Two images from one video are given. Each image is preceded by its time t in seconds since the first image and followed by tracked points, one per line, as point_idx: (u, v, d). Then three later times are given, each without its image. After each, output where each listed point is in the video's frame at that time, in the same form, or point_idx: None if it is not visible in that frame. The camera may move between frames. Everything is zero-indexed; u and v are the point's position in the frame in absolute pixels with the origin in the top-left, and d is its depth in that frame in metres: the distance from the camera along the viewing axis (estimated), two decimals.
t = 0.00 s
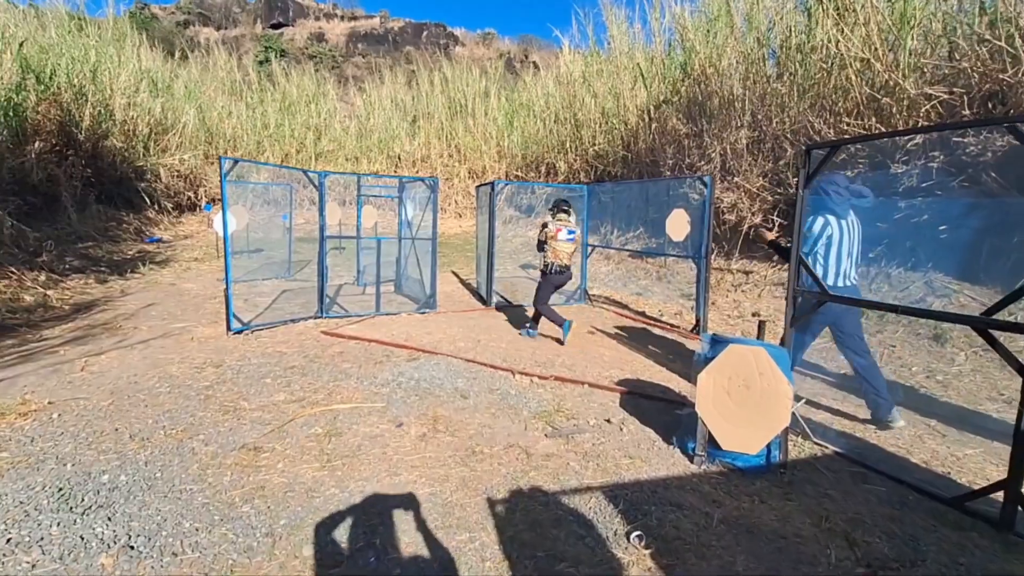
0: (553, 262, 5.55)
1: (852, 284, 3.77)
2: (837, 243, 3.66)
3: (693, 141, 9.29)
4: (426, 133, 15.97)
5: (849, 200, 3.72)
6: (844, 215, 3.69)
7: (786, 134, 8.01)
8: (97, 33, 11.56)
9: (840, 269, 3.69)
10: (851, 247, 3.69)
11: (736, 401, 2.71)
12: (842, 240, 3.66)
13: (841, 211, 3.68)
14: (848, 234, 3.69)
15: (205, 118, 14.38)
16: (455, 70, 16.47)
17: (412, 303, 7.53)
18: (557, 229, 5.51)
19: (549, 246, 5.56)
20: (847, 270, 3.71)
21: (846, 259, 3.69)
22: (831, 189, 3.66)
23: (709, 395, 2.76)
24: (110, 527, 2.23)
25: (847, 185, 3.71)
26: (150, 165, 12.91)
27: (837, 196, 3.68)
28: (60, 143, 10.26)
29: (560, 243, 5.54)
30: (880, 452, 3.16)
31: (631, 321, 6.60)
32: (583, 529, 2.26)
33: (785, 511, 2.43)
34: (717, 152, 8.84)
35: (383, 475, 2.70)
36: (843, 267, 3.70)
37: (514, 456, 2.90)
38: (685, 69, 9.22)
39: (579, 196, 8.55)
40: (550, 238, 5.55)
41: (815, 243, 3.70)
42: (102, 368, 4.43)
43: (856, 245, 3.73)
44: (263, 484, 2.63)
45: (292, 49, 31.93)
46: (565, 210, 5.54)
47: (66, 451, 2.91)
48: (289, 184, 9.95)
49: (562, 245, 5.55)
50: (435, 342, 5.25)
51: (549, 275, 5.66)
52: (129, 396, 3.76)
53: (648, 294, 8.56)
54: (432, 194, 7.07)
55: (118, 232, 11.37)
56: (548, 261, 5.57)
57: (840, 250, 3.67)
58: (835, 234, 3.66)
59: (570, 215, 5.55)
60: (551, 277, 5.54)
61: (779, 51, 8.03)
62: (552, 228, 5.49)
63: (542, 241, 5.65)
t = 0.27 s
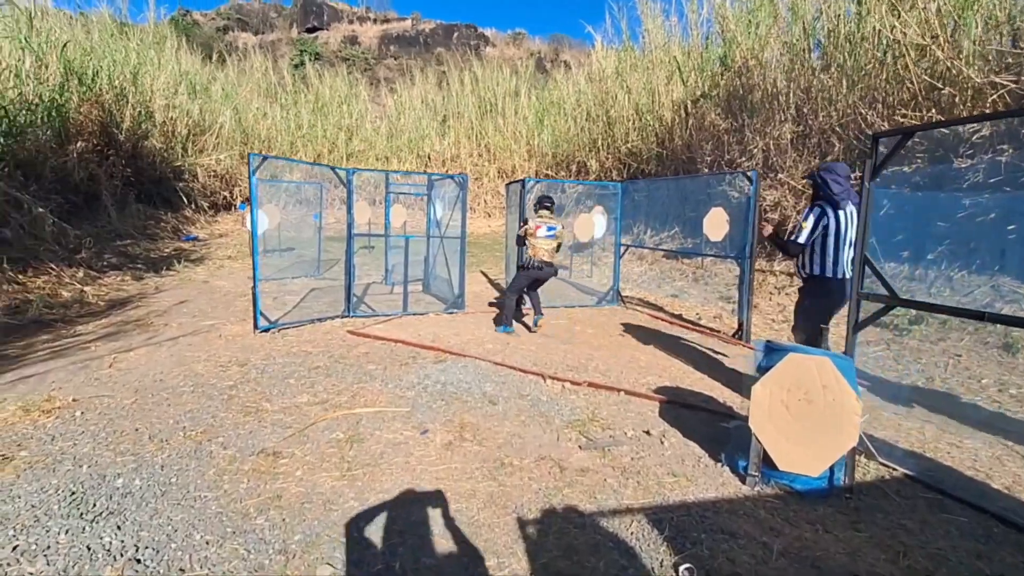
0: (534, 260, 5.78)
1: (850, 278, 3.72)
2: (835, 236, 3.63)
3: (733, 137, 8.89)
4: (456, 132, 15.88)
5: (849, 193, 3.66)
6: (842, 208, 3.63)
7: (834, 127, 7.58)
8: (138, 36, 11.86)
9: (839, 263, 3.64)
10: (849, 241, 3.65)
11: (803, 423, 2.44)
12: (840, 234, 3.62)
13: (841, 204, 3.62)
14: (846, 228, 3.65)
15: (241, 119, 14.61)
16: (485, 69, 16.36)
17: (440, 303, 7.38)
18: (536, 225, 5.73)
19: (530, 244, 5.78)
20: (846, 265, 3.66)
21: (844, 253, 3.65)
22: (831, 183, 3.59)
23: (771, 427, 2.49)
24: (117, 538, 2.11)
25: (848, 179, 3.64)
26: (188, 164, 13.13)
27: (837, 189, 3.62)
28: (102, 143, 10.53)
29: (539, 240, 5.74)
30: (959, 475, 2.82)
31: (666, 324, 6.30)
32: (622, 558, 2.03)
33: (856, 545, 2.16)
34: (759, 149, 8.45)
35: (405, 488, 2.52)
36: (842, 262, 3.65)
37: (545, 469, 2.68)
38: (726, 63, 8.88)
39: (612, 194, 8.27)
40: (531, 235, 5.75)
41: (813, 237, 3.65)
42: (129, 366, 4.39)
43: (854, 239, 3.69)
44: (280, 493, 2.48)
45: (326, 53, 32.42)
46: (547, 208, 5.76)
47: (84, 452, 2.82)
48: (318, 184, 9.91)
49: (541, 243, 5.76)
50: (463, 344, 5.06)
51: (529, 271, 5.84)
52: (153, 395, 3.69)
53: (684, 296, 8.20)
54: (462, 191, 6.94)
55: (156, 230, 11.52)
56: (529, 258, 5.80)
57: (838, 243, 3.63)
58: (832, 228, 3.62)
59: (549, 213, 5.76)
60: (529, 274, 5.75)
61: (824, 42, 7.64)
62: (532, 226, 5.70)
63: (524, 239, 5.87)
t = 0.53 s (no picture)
0: (528, 262, 5.78)
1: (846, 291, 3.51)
2: (833, 246, 3.42)
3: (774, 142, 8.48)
4: (485, 134, 15.73)
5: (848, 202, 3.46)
6: (842, 218, 3.42)
7: (884, 134, 7.16)
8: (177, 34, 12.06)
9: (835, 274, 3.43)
10: (846, 252, 3.45)
11: (866, 462, 2.17)
12: (838, 244, 3.40)
13: (841, 214, 3.41)
14: (843, 239, 3.44)
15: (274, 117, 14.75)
16: (516, 71, 16.20)
17: (463, 306, 7.19)
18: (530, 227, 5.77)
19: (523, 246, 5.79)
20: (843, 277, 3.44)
21: (841, 264, 3.44)
22: (831, 190, 3.38)
23: (831, 467, 2.23)
24: (105, 553, 1.96)
25: (848, 187, 3.44)
26: (220, 160, 13.07)
27: (836, 198, 3.41)
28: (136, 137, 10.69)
29: (533, 243, 5.76)
30: None
31: (699, 336, 5.97)
32: None
33: None
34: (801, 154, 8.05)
35: (416, 510, 2.32)
36: (839, 274, 3.44)
37: (570, 496, 2.44)
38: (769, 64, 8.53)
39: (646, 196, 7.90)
40: (524, 238, 5.79)
41: (810, 245, 3.41)
42: (145, 360, 4.30)
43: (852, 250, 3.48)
44: (282, 509, 2.29)
45: (359, 54, 32.76)
46: (541, 212, 5.82)
47: (86, 452, 2.70)
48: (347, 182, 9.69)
49: (534, 245, 5.77)
50: (485, 350, 4.85)
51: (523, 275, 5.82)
52: (163, 392, 3.57)
53: (717, 308, 7.83)
54: (488, 191, 6.74)
55: (186, 224, 11.37)
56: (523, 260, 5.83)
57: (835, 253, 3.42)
58: (831, 237, 3.39)
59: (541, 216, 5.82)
60: (525, 276, 5.75)
61: (873, 46, 7.18)
62: (525, 228, 5.73)
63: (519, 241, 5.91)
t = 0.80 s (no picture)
0: (528, 257, 5.27)
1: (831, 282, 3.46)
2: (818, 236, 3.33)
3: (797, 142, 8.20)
4: (496, 133, 15.52)
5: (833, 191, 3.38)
6: (825, 208, 3.35)
7: (914, 134, 6.89)
8: (190, 29, 12.00)
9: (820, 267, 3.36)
10: (832, 242, 3.37)
11: (930, 486, 1.97)
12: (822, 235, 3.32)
13: (824, 203, 3.33)
14: (828, 230, 3.36)
15: (285, 113, 14.67)
16: (530, 70, 16.02)
17: (473, 306, 7.01)
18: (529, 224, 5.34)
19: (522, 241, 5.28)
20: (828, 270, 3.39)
21: (827, 256, 3.37)
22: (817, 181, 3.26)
23: (889, 496, 2.03)
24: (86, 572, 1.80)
25: (834, 176, 3.35)
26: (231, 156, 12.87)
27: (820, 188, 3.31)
28: (147, 132, 10.61)
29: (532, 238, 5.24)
30: None
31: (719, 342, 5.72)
32: None
33: None
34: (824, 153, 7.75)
35: (426, 529, 2.14)
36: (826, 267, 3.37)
37: (592, 515, 2.25)
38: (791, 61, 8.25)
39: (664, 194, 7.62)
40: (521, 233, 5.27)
41: (794, 237, 3.32)
42: (146, 357, 4.15)
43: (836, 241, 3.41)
44: (280, 523, 2.13)
45: (372, 53, 32.73)
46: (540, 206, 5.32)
47: (76, 455, 2.54)
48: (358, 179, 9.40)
49: (534, 240, 5.25)
50: (497, 353, 4.65)
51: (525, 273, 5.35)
52: (163, 391, 3.41)
53: (735, 312, 7.58)
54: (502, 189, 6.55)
55: (197, 220, 11.29)
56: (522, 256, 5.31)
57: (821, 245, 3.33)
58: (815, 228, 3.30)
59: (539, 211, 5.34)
60: (524, 273, 5.25)
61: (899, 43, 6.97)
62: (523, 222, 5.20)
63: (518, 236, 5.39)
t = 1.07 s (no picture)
0: (553, 253, 5.15)
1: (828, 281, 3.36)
2: (814, 233, 3.26)
3: (826, 139, 7.90)
4: (510, 133, 15.21)
5: (828, 187, 3.35)
6: (821, 204, 3.30)
7: (946, 130, 6.60)
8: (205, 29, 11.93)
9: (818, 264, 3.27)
10: (829, 240, 3.30)
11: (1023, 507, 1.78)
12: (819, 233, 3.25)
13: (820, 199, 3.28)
14: (825, 227, 3.30)
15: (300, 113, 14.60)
16: (544, 69, 15.82)
17: (491, 307, 6.81)
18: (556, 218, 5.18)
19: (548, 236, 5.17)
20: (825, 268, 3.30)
21: (824, 254, 3.29)
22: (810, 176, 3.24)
23: (977, 520, 1.86)
24: None
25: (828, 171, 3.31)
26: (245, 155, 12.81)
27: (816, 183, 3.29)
28: (163, 130, 10.56)
29: (559, 233, 5.13)
30: None
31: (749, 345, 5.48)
32: None
33: None
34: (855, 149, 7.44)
35: (456, 549, 1.96)
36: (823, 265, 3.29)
37: (637, 537, 2.06)
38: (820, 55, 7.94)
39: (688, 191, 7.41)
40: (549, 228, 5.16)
41: (790, 234, 3.27)
42: (158, 357, 4.01)
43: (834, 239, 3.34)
44: (298, 542, 1.96)
45: (385, 54, 32.71)
46: (570, 202, 5.22)
47: (81, 463, 2.39)
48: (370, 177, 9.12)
49: (561, 236, 5.14)
50: (519, 355, 4.46)
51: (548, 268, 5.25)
52: (174, 393, 3.26)
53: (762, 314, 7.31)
54: (522, 187, 6.35)
55: (212, 219, 11.23)
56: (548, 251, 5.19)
57: (816, 242, 3.26)
58: (811, 225, 3.24)
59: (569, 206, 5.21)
60: (550, 267, 5.13)
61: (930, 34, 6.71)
62: (551, 217, 5.10)
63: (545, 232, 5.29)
